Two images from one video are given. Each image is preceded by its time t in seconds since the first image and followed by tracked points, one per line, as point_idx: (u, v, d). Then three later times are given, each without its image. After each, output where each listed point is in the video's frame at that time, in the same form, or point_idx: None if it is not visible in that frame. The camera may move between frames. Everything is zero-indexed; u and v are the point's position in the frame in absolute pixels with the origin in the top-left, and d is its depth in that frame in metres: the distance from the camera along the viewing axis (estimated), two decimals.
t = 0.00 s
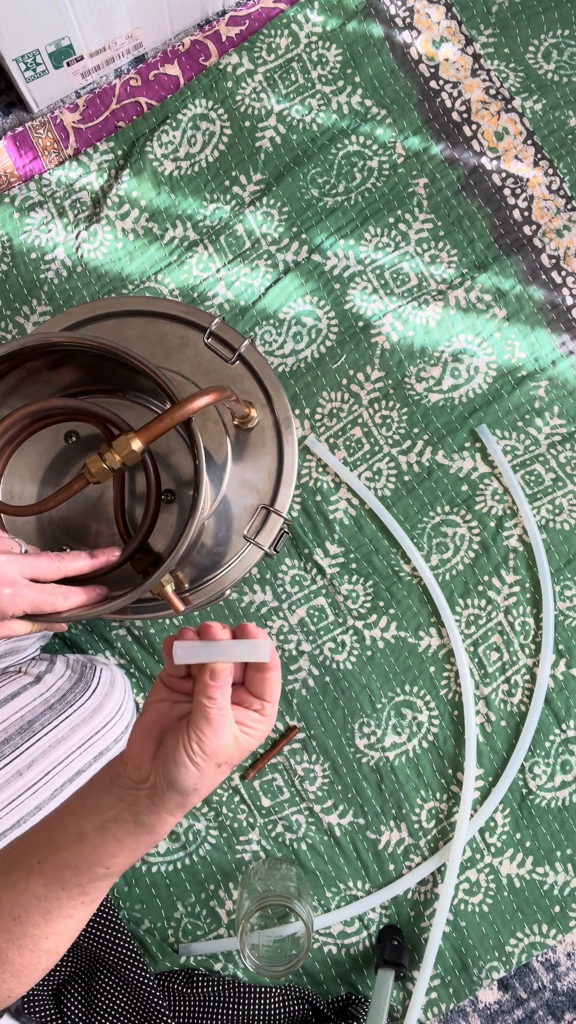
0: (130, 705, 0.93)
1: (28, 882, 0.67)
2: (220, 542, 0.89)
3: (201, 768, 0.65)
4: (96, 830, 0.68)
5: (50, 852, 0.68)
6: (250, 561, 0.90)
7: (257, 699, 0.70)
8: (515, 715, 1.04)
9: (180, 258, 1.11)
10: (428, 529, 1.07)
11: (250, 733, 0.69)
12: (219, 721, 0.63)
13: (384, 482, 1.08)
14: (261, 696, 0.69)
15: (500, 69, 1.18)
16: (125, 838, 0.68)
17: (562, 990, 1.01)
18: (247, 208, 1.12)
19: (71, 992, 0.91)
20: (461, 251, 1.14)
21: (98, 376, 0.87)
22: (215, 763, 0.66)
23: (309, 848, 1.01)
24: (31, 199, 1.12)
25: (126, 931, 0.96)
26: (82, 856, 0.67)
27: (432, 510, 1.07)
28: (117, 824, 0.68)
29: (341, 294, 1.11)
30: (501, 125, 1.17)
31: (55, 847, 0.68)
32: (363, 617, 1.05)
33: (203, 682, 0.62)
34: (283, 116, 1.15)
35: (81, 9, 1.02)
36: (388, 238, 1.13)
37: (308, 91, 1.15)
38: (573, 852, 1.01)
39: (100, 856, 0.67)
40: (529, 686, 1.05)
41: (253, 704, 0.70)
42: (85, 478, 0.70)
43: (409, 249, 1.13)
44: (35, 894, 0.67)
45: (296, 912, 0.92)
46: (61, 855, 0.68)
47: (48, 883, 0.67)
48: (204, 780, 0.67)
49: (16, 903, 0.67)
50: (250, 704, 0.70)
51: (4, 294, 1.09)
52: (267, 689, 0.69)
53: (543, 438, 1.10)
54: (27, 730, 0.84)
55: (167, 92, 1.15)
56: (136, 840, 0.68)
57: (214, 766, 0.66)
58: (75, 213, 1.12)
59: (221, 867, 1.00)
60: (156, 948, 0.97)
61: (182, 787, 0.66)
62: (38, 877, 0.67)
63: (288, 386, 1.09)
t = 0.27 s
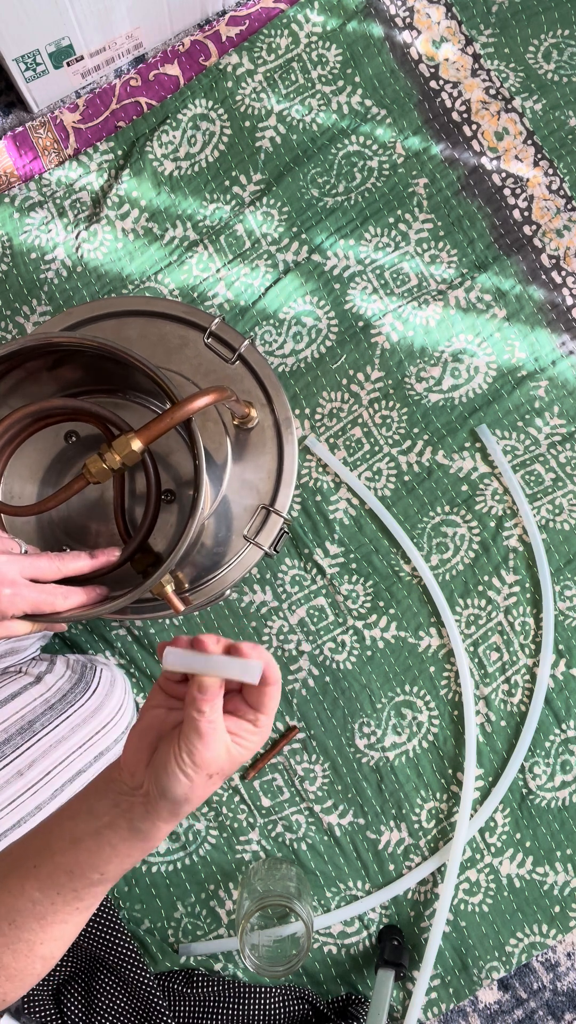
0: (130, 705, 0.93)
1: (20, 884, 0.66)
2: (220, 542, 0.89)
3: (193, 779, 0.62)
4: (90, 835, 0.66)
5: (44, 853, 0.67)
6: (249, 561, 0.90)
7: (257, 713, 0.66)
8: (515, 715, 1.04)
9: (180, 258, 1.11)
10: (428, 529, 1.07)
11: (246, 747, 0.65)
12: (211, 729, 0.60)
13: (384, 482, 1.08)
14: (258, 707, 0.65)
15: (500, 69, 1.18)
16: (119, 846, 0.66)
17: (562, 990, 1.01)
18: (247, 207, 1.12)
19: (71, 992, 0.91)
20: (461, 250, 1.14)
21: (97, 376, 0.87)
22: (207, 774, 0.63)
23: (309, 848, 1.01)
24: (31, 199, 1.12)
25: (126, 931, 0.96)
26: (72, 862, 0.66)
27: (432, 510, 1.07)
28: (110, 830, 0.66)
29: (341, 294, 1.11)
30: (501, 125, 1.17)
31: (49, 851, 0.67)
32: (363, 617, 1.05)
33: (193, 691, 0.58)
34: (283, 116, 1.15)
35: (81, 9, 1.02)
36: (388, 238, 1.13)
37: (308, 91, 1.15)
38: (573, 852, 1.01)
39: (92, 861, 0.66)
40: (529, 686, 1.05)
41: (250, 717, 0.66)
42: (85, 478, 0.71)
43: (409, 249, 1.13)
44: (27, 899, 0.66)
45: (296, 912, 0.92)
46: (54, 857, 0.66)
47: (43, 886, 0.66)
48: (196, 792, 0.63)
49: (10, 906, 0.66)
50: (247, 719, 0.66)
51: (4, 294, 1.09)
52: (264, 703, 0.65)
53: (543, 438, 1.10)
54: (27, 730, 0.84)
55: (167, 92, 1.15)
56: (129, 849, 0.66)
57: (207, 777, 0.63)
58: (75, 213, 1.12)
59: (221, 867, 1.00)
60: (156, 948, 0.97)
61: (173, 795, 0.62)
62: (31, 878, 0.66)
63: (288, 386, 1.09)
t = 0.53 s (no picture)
0: (129, 705, 0.94)
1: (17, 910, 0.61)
2: (220, 542, 0.89)
3: (197, 839, 0.56)
4: (90, 864, 0.60)
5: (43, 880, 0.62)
6: (249, 561, 0.90)
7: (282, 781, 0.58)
8: (515, 715, 1.04)
9: (180, 258, 1.11)
10: (427, 529, 1.07)
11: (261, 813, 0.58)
12: (220, 792, 0.53)
13: (384, 482, 1.08)
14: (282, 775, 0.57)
15: (500, 69, 1.18)
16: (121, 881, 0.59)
17: (562, 990, 1.01)
18: (247, 207, 1.12)
19: (71, 992, 0.91)
20: (461, 250, 1.14)
21: (97, 376, 0.87)
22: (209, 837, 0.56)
23: (309, 848, 1.01)
24: (31, 199, 1.12)
25: (126, 931, 0.96)
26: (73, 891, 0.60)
27: (432, 510, 1.07)
28: (110, 862, 0.59)
29: (341, 294, 1.11)
30: (501, 125, 1.17)
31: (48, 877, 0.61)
32: (363, 617, 1.05)
33: (209, 752, 0.52)
34: (283, 116, 1.15)
35: (81, 9, 1.02)
36: (388, 238, 1.13)
37: (308, 91, 1.15)
38: (574, 852, 1.01)
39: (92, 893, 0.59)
40: (529, 686, 1.05)
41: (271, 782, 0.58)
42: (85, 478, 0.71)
43: (409, 249, 1.13)
44: (23, 928, 0.60)
45: (296, 912, 0.92)
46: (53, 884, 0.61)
47: (43, 914, 0.60)
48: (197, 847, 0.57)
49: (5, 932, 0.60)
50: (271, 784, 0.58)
51: (5, 294, 1.09)
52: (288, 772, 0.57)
53: (543, 438, 1.10)
54: (27, 729, 0.83)
55: (167, 92, 1.15)
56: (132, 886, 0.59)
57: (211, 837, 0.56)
58: (75, 213, 1.12)
59: (221, 866, 1.00)
60: (156, 948, 0.97)
61: (172, 845, 0.56)
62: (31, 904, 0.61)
63: (288, 386, 1.09)
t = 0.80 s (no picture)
0: (128, 703, 0.94)
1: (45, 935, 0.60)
2: (219, 542, 0.89)
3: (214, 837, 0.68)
4: (129, 856, 0.65)
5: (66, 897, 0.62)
6: (249, 561, 0.90)
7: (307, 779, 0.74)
8: (515, 715, 1.04)
9: (180, 258, 1.11)
10: (427, 529, 1.07)
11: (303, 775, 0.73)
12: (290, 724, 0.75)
13: (384, 482, 1.08)
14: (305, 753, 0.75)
15: (500, 69, 1.18)
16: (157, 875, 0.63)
17: (562, 990, 1.01)
18: (247, 207, 1.12)
19: (71, 992, 0.92)
20: (461, 251, 1.14)
21: (96, 376, 0.87)
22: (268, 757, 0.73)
23: (309, 848, 1.00)
24: (31, 199, 1.12)
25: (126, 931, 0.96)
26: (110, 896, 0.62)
27: (432, 510, 1.07)
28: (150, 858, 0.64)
29: (341, 294, 1.11)
30: (501, 125, 1.17)
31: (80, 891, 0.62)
32: (363, 617, 1.05)
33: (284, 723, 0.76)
34: (283, 116, 1.15)
35: (81, 9, 1.02)
36: (388, 238, 1.13)
37: (308, 91, 1.15)
38: (573, 852, 1.01)
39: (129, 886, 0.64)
40: (529, 686, 1.05)
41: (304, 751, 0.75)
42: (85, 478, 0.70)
43: (409, 249, 1.13)
44: (50, 953, 0.59)
45: (296, 912, 0.92)
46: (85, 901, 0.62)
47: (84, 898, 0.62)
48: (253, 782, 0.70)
49: (27, 963, 0.59)
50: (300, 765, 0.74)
51: (4, 294, 1.09)
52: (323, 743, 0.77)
53: (543, 438, 1.10)
54: (28, 729, 0.83)
55: (167, 92, 1.15)
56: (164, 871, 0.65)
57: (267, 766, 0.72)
58: (75, 213, 1.12)
59: (220, 867, 1.00)
60: (156, 948, 0.97)
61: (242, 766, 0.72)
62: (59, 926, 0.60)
63: (288, 386, 1.09)
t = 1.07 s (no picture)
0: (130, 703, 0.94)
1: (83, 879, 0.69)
2: (219, 541, 0.89)
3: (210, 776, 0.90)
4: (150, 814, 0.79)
5: (94, 852, 0.72)
6: (249, 561, 0.90)
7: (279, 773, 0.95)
8: (515, 715, 1.04)
9: (180, 258, 1.11)
10: (428, 529, 1.07)
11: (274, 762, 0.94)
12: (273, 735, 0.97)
13: (384, 482, 1.08)
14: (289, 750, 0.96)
15: (500, 69, 1.18)
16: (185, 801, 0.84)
17: (562, 990, 1.01)
18: (247, 208, 1.12)
19: (71, 992, 0.91)
20: (461, 251, 1.14)
21: (96, 376, 0.87)
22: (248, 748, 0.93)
23: (309, 848, 1.01)
24: (31, 199, 1.12)
25: (126, 931, 0.96)
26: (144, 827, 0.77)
27: (432, 510, 1.07)
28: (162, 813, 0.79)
29: (341, 294, 1.11)
30: (501, 125, 1.17)
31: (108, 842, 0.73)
32: (363, 617, 1.05)
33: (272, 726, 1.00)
34: (283, 116, 1.15)
35: (81, 9, 1.02)
36: (388, 238, 1.13)
37: (308, 91, 1.15)
38: (573, 852, 1.01)
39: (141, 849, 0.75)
40: (529, 686, 1.05)
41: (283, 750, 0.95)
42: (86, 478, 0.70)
43: (409, 249, 1.13)
44: (100, 876, 0.70)
45: (296, 912, 0.92)
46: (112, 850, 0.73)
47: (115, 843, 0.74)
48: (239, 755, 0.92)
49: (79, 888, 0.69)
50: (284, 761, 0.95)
51: (5, 294, 1.09)
52: (298, 747, 0.97)
53: (543, 438, 1.10)
54: (29, 729, 0.83)
55: (167, 92, 1.15)
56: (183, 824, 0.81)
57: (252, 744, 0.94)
58: (75, 213, 1.12)
59: (221, 866, 1.00)
60: (156, 948, 0.97)
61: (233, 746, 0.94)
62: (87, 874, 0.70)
63: (288, 386, 1.09)
